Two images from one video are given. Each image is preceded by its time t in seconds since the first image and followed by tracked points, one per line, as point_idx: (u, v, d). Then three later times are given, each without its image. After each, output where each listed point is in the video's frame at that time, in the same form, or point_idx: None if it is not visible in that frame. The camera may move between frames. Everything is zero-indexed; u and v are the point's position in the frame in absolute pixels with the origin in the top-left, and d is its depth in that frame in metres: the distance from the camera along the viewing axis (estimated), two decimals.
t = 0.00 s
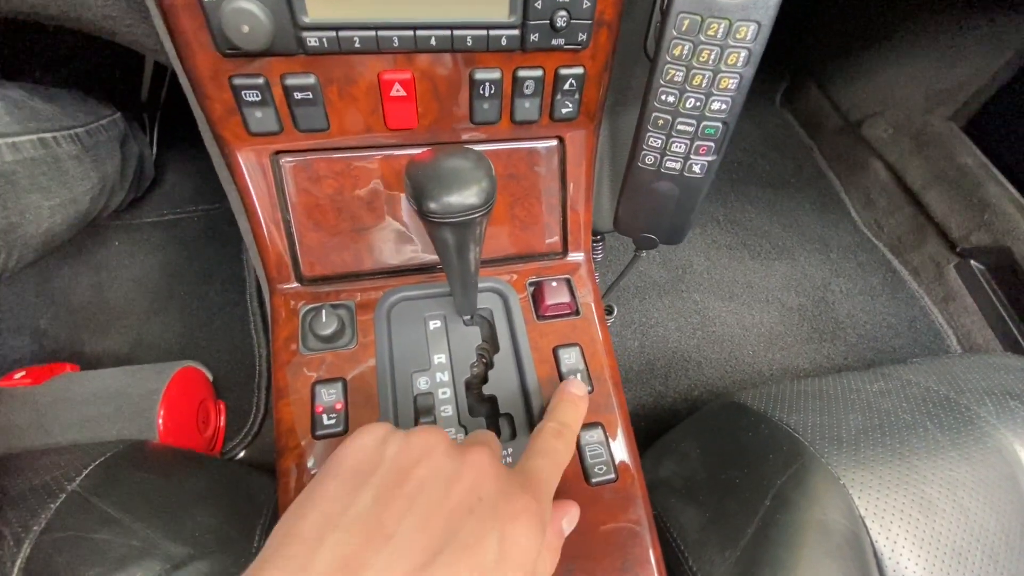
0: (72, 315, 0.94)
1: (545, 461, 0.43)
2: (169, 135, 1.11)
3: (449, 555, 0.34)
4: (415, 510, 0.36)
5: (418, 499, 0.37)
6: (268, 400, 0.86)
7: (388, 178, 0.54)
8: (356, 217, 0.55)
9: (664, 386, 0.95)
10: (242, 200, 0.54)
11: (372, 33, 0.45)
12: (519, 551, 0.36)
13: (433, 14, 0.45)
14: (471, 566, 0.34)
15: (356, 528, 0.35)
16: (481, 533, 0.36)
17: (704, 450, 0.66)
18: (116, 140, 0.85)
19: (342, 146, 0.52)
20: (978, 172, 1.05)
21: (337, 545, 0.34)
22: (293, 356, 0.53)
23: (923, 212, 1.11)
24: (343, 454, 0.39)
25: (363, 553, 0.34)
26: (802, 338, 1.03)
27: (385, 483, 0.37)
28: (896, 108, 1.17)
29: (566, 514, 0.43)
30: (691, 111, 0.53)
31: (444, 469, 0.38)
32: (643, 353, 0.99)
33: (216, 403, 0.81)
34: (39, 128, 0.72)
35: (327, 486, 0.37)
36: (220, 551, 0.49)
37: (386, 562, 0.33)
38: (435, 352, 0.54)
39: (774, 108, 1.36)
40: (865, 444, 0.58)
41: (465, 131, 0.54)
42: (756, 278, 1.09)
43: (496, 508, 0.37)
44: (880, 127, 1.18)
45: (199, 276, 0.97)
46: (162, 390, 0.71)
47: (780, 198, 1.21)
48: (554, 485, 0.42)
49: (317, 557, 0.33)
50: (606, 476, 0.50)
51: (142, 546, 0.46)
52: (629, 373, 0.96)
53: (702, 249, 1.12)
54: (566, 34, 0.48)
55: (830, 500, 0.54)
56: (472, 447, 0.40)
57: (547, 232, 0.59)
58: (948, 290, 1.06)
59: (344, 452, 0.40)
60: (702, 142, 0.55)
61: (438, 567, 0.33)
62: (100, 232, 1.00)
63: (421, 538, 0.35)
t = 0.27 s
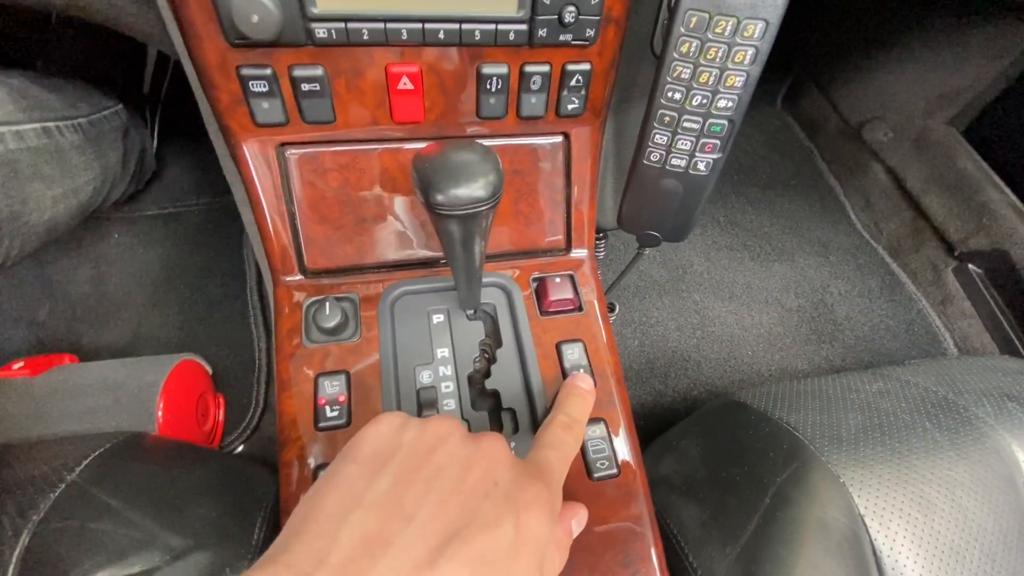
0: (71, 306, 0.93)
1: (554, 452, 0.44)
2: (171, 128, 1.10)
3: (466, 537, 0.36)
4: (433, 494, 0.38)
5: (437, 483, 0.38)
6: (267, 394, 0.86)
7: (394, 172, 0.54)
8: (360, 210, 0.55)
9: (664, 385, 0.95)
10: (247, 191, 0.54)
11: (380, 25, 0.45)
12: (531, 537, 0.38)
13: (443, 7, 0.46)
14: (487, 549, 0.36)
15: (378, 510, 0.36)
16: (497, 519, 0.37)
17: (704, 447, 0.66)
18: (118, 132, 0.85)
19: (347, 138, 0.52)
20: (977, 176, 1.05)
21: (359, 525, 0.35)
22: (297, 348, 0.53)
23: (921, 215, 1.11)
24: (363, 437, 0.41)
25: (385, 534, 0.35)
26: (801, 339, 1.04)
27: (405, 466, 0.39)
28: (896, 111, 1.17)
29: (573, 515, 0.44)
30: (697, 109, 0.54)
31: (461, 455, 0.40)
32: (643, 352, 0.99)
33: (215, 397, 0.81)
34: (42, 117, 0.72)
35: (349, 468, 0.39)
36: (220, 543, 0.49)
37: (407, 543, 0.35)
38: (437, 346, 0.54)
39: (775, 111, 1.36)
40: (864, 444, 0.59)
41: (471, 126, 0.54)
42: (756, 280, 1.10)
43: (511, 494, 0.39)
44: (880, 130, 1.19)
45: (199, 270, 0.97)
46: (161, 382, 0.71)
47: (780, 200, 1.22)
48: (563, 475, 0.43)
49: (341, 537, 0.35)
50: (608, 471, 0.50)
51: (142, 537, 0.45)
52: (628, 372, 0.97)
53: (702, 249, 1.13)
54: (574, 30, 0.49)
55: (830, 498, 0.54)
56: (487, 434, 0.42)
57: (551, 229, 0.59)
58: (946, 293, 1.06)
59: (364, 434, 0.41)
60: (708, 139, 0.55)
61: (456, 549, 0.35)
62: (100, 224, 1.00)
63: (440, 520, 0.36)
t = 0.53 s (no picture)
0: (66, 299, 0.93)
1: (559, 445, 0.44)
2: (169, 122, 1.10)
3: (471, 530, 0.36)
4: (438, 487, 0.38)
5: (443, 476, 0.38)
6: (263, 389, 0.86)
7: (394, 164, 0.54)
8: (360, 203, 0.55)
9: (662, 384, 0.95)
10: (246, 182, 0.54)
11: (383, 15, 0.45)
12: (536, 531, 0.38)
13: None
14: (493, 543, 0.36)
15: (384, 503, 0.36)
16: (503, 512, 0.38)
17: (702, 445, 0.66)
18: (116, 123, 0.84)
19: (348, 130, 0.52)
20: (976, 179, 1.06)
21: (365, 519, 0.36)
22: (295, 340, 0.52)
23: (920, 217, 1.12)
24: (369, 430, 0.41)
25: (391, 528, 0.35)
26: (800, 340, 1.04)
27: (410, 459, 0.39)
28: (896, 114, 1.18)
29: (583, 516, 0.43)
30: (700, 103, 0.55)
31: (466, 448, 0.40)
32: (641, 351, 0.99)
33: (211, 391, 0.80)
34: (39, 106, 0.71)
35: (354, 462, 0.39)
36: (214, 536, 0.49)
37: (413, 537, 0.35)
38: (436, 340, 0.53)
39: (775, 113, 1.37)
40: (863, 443, 0.58)
41: (473, 119, 0.54)
42: (755, 280, 1.10)
43: (516, 488, 0.39)
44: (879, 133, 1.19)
45: (196, 264, 0.97)
46: (157, 375, 0.71)
47: (779, 201, 1.22)
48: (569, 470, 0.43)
49: (345, 531, 0.35)
50: (607, 467, 0.50)
51: (135, 529, 0.45)
52: (626, 370, 0.96)
53: (701, 249, 1.13)
54: (577, 23, 0.48)
55: (828, 497, 0.54)
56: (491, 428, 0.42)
57: (552, 224, 0.59)
58: (943, 295, 1.07)
59: (368, 428, 0.41)
60: (710, 135, 0.56)
61: (461, 543, 0.36)
62: (96, 217, 0.99)
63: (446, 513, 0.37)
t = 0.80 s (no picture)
0: (65, 298, 0.93)
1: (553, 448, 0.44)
2: (170, 122, 1.10)
3: (463, 528, 0.35)
4: (431, 484, 0.37)
5: (436, 472, 0.38)
6: (261, 388, 0.86)
7: (394, 165, 0.54)
8: (360, 203, 0.55)
9: (658, 385, 0.96)
10: (246, 182, 0.54)
11: (383, 18, 0.46)
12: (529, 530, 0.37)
13: None
14: (485, 540, 0.35)
15: (373, 498, 0.36)
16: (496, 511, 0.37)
17: (698, 446, 0.66)
18: (116, 123, 0.85)
19: (348, 131, 0.53)
20: (971, 185, 1.06)
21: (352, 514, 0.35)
22: (294, 339, 0.53)
23: (915, 221, 1.12)
24: (359, 430, 0.40)
25: (380, 522, 0.35)
26: (796, 343, 1.04)
27: (402, 457, 0.39)
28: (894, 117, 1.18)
29: (577, 525, 0.44)
30: (696, 107, 0.55)
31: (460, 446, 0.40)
32: (638, 353, 0.99)
33: (209, 390, 0.81)
34: (41, 105, 0.72)
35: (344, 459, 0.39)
36: (212, 534, 0.49)
37: (402, 530, 0.34)
38: (435, 340, 0.54)
39: (773, 117, 1.38)
40: (857, 444, 0.59)
41: (473, 121, 0.54)
42: (751, 283, 1.11)
43: (509, 483, 0.39)
44: (875, 138, 1.20)
45: (195, 263, 0.97)
46: (156, 373, 0.71)
47: (776, 204, 1.23)
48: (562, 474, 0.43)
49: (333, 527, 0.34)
50: (603, 467, 0.50)
51: (134, 526, 0.45)
52: (624, 371, 0.97)
53: (698, 252, 1.14)
54: (575, 27, 0.49)
55: (822, 498, 0.55)
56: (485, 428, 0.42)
57: (550, 226, 0.60)
58: (938, 299, 1.07)
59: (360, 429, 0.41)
60: (707, 138, 0.57)
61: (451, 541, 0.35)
62: (95, 216, 1.00)
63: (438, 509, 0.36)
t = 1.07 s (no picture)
0: (62, 297, 0.93)
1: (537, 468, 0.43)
2: (169, 122, 1.10)
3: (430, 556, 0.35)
4: (403, 507, 0.38)
5: (408, 497, 0.38)
6: (259, 388, 0.86)
7: (394, 165, 0.54)
8: (359, 203, 0.55)
9: (657, 388, 0.96)
10: (246, 181, 0.54)
11: (384, 18, 0.46)
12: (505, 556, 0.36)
13: None
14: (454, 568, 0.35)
15: (342, 525, 0.36)
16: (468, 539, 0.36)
17: (697, 448, 0.66)
18: (115, 121, 0.85)
19: (348, 131, 0.53)
20: (969, 188, 1.07)
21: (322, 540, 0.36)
22: (293, 340, 0.53)
23: (914, 224, 1.13)
24: (337, 448, 0.41)
25: (347, 550, 0.35)
26: (795, 345, 1.04)
27: (377, 479, 0.39)
28: (891, 123, 1.20)
29: (563, 550, 0.42)
30: (697, 109, 0.55)
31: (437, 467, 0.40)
32: (637, 355, 1.00)
33: (207, 390, 0.80)
34: (40, 103, 0.71)
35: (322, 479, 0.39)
36: (208, 535, 0.49)
37: (369, 561, 0.35)
38: (434, 341, 0.54)
39: (772, 120, 1.38)
40: (856, 447, 0.59)
41: (474, 121, 0.54)
42: (750, 285, 1.11)
43: (485, 505, 0.38)
44: (875, 141, 1.21)
45: (194, 263, 0.97)
46: (153, 373, 0.71)
47: (775, 207, 1.23)
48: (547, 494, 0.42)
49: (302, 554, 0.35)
50: (602, 469, 0.50)
51: (130, 528, 0.45)
52: (622, 374, 0.97)
53: (697, 254, 1.14)
54: (576, 28, 0.49)
55: (821, 500, 0.55)
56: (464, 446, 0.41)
57: (550, 227, 0.59)
58: (937, 302, 1.07)
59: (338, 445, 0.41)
60: (707, 140, 0.57)
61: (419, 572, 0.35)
62: (93, 216, 0.99)
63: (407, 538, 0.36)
